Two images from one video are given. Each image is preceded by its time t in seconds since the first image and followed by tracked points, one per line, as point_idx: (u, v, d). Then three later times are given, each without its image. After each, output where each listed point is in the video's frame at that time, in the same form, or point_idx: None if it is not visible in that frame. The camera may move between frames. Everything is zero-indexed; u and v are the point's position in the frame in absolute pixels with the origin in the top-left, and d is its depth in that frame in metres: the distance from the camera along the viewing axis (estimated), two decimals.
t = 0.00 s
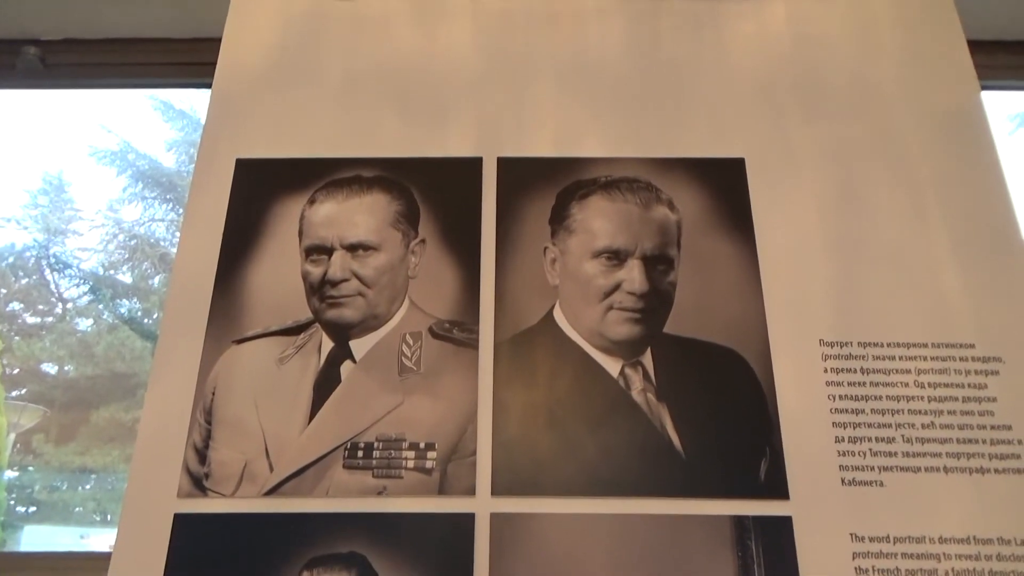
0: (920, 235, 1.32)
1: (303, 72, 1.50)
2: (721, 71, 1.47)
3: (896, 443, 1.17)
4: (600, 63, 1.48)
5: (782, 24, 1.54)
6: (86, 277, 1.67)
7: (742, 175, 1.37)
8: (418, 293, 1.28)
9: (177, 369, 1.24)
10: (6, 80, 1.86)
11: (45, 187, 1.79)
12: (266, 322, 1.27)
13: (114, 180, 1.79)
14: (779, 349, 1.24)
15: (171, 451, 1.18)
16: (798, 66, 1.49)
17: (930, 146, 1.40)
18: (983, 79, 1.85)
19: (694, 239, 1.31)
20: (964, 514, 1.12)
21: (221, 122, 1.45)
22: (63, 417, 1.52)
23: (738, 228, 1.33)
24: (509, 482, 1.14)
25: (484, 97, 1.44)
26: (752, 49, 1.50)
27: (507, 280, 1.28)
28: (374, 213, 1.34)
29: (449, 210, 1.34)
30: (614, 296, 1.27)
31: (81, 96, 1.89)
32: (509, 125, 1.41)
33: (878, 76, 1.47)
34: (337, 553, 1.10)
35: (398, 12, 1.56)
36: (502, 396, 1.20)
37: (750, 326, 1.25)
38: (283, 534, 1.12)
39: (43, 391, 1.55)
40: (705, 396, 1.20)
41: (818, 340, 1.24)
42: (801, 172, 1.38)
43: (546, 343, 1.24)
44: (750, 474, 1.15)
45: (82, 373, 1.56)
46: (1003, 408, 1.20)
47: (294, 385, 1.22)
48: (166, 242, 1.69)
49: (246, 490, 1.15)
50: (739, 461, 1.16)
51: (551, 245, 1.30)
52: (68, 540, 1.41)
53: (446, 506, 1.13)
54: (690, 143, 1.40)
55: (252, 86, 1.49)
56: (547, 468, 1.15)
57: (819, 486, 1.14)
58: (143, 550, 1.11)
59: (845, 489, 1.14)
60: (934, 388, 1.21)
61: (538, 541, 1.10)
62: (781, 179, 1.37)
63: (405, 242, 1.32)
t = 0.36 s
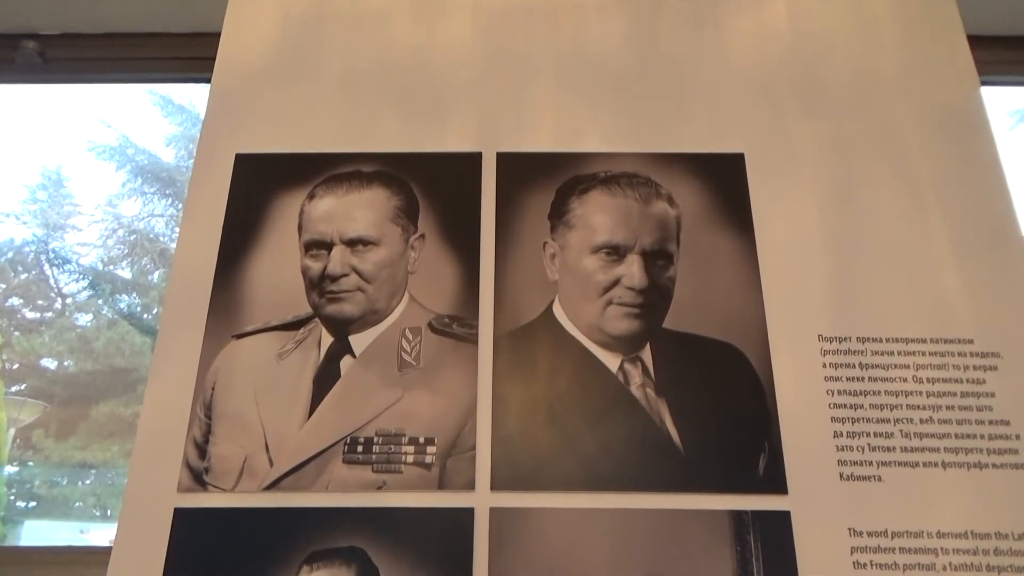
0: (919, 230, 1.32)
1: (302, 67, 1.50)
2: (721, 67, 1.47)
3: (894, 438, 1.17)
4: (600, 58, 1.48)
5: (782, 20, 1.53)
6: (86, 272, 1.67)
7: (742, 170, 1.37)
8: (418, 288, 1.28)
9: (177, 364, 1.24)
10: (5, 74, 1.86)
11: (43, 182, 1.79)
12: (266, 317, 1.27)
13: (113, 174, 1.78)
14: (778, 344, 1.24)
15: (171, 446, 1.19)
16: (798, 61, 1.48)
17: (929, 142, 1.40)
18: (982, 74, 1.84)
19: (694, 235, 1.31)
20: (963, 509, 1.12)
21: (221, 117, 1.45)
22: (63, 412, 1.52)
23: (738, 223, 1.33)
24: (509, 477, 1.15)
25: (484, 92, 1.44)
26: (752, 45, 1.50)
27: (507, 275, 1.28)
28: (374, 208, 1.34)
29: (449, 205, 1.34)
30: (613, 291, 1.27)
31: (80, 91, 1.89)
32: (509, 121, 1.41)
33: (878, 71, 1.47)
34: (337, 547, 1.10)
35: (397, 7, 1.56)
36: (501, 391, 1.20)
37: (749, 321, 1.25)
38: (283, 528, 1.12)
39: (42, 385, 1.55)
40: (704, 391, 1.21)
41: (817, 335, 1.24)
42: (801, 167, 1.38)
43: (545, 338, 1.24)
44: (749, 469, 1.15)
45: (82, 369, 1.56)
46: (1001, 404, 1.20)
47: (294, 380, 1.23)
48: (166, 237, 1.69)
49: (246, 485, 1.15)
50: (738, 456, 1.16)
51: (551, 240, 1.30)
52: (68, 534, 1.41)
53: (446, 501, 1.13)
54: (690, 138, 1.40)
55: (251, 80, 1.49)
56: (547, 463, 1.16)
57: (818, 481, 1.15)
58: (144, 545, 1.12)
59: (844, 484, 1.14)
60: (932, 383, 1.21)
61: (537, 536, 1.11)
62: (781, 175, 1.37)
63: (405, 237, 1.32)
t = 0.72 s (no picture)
0: (918, 227, 1.33)
1: (302, 64, 1.50)
2: (720, 64, 1.47)
3: (893, 434, 1.18)
4: (600, 55, 1.48)
5: (782, 16, 1.53)
6: (85, 268, 1.67)
7: (742, 167, 1.37)
8: (418, 285, 1.28)
9: (177, 361, 1.24)
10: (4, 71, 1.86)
11: (42, 178, 1.79)
12: (266, 314, 1.27)
13: (112, 171, 1.78)
14: (777, 342, 1.24)
15: (171, 442, 1.19)
16: (797, 58, 1.48)
17: (929, 139, 1.40)
18: (982, 71, 1.84)
19: (693, 232, 1.32)
20: (961, 505, 1.13)
21: (221, 113, 1.45)
22: (63, 409, 1.52)
23: (737, 220, 1.33)
24: (508, 473, 1.15)
25: (484, 89, 1.44)
26: (752, 42, 1.50)
27: (506, 271, 1.28)
28: (374, 204, 1.34)
29: (448, 202, 1.34)
30: (613, 288, 1.27)
31: (79, 88, 1.89)
32: (509, 117, 1.41)
33: (878, 68, 1.47)
34: (337, 543, 1.11)
35: (397, 4, 1.56)
36: (501, 387, 1.21)
37: (749, 318, 1.25)
38: (282, 524, 1.12)
39: (42, 382, 1.55)
40: (703, 388, 1.21)
41: (817, 332, 1.24)
42: (801, 164, 1.38)
43: (545, 335, 1.24)
44: (748, 465, 1.16)
45: (82, 365, 1.57)
46: (1000, 400, 1.20)
47: (294, 376, 1.23)
48: (165, 234, 1.69)
49: (246, 481, 1.15)
50: (737, 452, 1.16)
51: (551, 237, 1.30)
52: (68, 531, 1.41)
53: (446, 497, 1.13)
54: (690, 135, 1.40)
55: (251, 77, 1.49)
56: (546, 460, 1.16)
57: (817, 477, 1.15)
58: (144, 541, 1.12)
59: (842, 480, 1.15)
60: (931, 380, 1.21)
61: (537, 532, 1.11)
62: (781, 172, 1.37)
63: (405, 234, 1.32)
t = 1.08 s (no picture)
0: (916, 220, 1.33)
1: (301, 57, 1.49)
2: (719, 57, 1.47)
3: (890, 427, 1.18)
4: (599, 48, 1.48)
5: (781, 10, 1.53)
6: (83, 264, 1.67)
7: (740, 161, 1.37)
8: (416, 278, 1.28)
9: (176, 354, 1.24)
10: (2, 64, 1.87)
11: (40, 173, 1.79)
12: (265, 307, 1.27)
13: (110, 166, 1.78)
14: (775, 334, 1.24)
15: (171, 435, 1.19)
16: (796, 51, 1.49)
17: (927, 133, 1.40)
18: (981, 65, 1.84)
19: (692, 225, 1.32)
20: (957, 497, 1.14)
21: (219, 107, 1.45)
22: (61, 404, 1.52)
23: (735, 214, 1.33)
24: (506, 466, 1.15)
25: (482, 82, 1.44)
26: (750, 35, 1.50)
27: (505, 265, 1.28)
28: (372, 198, 1.34)
29: (447, 195, 1.34)
30: (611, 282, 1.27)
31: (77, 83, 1.88)
32: (507, 111, 1.41)
33: (876, 62, 1.47)
34: (335, 534, 1.11)
35: None
36: (499, 380, 1.21)
37: (747, 311, 1.26)
38: (281, 517, 1.13)
39: (41, 377, 1.55)
40: (701, 381, 1.21)
41: (815, 325, 1.25)
42: (799, 158, 1.38)
43: (543, 328, 1.25)
44: (746, 457, 1.16)
45: (80, 360, 1.57)
46: (997, 393, 1.21)
47: (292, 369, 1.23)
48: (163, 230, 1.69)
49: (245, 473, 1.16)
50: (734, 445, 1.17)
51: (549, 230, 1.31)
52: (67, 526, 1.41)
53: (444, 489, 1.14)
54: (688, 129, 1.40)
55: (249, 71, 1.49)
56: (544, 452, 1.16)
57: (814, 469, 1.15)
58: (144, 532, 1.12)
59: (840, 473, 1.15)
60: (928, 372, 1.22)
61: (535, 524, 1.11)
62: (779, 165, 1.37)
63: (403, 228, 1.32)
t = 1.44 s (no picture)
0: (915, 205, 1.33)
1: (299, 42, 1.49)
2: (718, 42, 1.47)
3: (887, 409, 1.19)
4: (598, 33, 1.48)
5: None
6: (83, 254, 1.67)
7: (739, 145, 1.38)
8: (416, 262, 1.28)
9: (176, 337, 1.25)
10: None
11: (39, 163, 1.78)
12: (265, 292, 1.28)
13: (109, 156, 1.78)
14: (773, 318, 1.25)
15: (172, 419, 1.20)
16: (795, 36, 1.48)
17: (926, 118, 1.40)
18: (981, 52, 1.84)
19: (690, 209, 1.32)
20: (953, 478, 1.15)
21: (217, 93, 1.45)
22: (61, 393, 1.53)
23: (734, 198, 1.33)
24: (506, 448, 1.16)
25: (482, 67, 1.44)
26: (749, 20, 1.50)
27: (504, 249, 1.28)
28: (372, 183, 1.34)
29: (446, 180, 1.34)
30: (610, 266, 1.28)
31: (75, 72, 1.88)
32: (507, 96, 1.41)
33: (876, 47, 1.47)
34: (336, 516, 1.12)
35: None
36: (499, 363, 1.21)
37: (745, 295, 1.26)
38: (281, 499, 1.13)
39: (40, 366, 1.56)
40: (699, 364, 1.22)
41: (813, 309, 1.25)
42: (798, 143, 1.38)
43: (543, 311, 1.25)
44: (743, 440, 1.17)
45: (80, 350, 1.57)
46: (994, 376, 1.21)
47: (293, 353, 1.23)
48: (162, 219, 1.69)
49: (246, 456, 1.16)
50: (732, 427, 1.18)
51: (548, 215, 1.31)
52: (68, 514, 1.41)
53: (444, 471, 1.14)
54: (688, 114, 1.40)
55: (248, 56, 1.48)
56: (543, 434, 1.17)
57: (812, 451, 1.16)
58: (145, 515, 1.13)
59: (837, 455, 1.16)
60: (926, 356, 1.22)
61: (535, 505, 1.12)
62: (778, 150, 1.37)
63: (402, 212, 1.32)
